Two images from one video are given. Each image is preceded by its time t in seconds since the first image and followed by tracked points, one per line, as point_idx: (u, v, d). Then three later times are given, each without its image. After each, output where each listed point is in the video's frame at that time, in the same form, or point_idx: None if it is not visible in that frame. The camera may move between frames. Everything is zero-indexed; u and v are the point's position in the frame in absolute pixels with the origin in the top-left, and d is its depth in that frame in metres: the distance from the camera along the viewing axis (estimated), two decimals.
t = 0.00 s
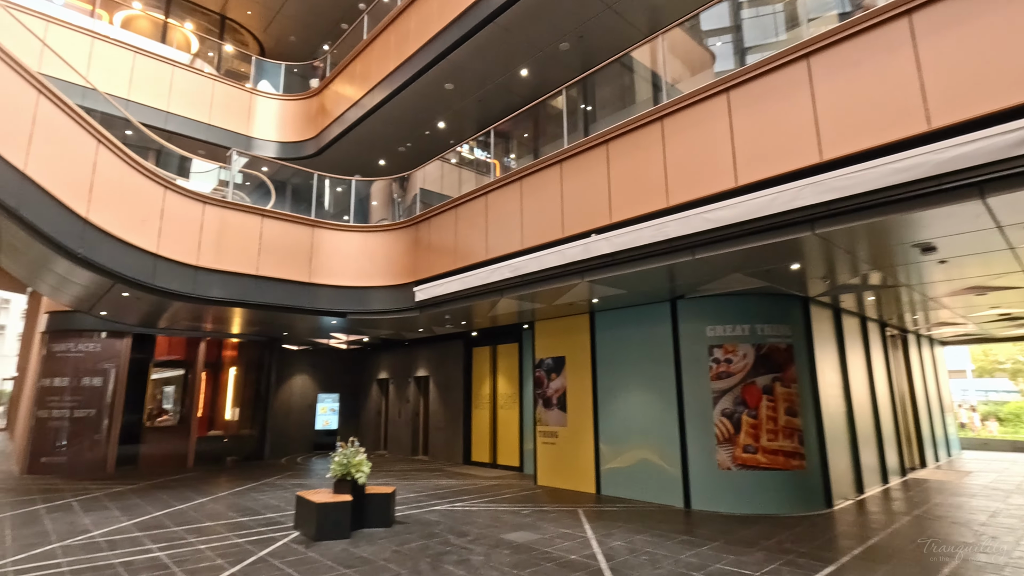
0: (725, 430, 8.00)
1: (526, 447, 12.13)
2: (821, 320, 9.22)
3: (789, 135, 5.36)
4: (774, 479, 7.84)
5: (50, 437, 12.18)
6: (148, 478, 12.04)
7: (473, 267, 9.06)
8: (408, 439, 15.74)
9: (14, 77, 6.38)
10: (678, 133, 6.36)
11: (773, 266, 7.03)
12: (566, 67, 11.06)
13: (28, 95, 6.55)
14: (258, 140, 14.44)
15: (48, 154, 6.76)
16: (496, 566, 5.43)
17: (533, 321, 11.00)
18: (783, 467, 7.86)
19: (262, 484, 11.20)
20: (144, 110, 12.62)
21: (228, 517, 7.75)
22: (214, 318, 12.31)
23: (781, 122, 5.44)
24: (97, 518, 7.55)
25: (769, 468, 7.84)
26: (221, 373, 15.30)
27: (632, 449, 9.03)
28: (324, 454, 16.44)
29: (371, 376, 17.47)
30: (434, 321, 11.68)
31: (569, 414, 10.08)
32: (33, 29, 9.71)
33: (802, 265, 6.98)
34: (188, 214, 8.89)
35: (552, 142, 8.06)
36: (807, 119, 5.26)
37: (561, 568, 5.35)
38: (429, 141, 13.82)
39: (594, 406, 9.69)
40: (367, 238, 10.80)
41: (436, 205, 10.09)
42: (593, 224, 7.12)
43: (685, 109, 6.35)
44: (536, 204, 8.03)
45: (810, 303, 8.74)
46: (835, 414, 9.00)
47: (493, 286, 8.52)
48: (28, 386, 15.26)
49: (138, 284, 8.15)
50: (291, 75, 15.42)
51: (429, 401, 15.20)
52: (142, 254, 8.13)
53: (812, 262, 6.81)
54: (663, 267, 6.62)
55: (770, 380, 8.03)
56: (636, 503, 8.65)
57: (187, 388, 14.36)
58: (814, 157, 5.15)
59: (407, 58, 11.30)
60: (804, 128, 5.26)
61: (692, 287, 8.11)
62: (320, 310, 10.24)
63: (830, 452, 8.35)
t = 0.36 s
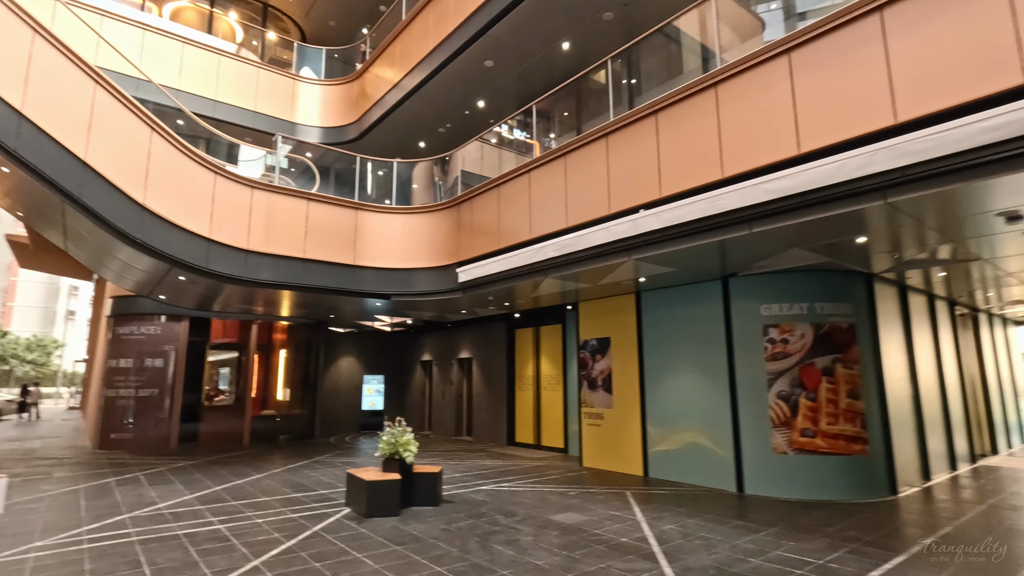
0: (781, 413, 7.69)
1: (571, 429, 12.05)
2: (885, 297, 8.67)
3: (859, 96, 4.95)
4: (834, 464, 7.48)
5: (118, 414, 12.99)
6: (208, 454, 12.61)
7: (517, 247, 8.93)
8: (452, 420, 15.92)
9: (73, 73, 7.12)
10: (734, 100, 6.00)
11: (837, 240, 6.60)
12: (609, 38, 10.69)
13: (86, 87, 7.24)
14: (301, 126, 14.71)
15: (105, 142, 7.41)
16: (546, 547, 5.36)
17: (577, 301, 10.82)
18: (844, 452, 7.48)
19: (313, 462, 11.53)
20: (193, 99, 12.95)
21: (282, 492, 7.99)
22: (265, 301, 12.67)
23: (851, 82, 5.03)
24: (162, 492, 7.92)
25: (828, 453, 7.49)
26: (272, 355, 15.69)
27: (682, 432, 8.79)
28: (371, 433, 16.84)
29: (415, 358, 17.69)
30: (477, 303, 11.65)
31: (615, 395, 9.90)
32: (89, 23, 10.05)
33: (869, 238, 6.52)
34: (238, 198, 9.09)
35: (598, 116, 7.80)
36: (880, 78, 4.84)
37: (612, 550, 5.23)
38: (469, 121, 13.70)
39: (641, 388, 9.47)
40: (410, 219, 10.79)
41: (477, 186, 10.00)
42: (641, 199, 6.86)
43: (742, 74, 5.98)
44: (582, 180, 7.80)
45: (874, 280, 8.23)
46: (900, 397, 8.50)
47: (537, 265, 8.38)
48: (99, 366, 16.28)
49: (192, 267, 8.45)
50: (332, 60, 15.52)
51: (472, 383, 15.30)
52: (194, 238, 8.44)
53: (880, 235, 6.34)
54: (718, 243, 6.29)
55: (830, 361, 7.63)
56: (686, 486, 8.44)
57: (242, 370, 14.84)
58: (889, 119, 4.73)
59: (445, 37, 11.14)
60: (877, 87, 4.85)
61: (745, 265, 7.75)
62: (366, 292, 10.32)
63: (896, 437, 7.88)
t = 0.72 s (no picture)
0: (862, 399, 7.16)
1: (628, 414, 11.77)
2: (981, 273, 7.88)
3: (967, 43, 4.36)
4: (922, 455, 6.90)
5: (191, 395, 13.74)
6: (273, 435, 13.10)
7: (573, 227, 8.65)
8: (506, 403, 15.92)
9: (139, 66, 7.51)
10: (815, 58, 5.47)
11: (931, 210, 5.96)
12: (666, 5, 10.12)
13: (151, 79, 7.61)
14: (354, 112, 14.85)
15: (170, 133, 7.75)
16: (611, 536, 5.17)
17: (635, 282, 10.47)
18: (934, 442, 6.87)
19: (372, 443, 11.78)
20: (251, 90, 13.28)
21: (344, 473, 8.15)
22: (323, 285, 12.94)
23: (957, 28, 4.44)
24: (233, 470, 8.23)
25: (915, 443, 6.91)
26: (330, 340, 16.70)
27: (749, 418, 8.35)
28: (427, 416, 17.09)
29: (468, 341, 17.73)
30: (531, 286, 11.47)
31: (676, 379, 9.53)
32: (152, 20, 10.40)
33: (969, 207, 5.86)
34: (294, 184, 9.21)
35: (658, 86, 7.37)
36: (993, 21, 4.24)
37: (682, 542, 4.97)
38: (518, 100, 13.41)
39: (704, 372, 9.06)
40: (462, 202, 10.65)
41: (529, 166, 9.75)
42: (707, 171, 6.43)
43: (824, 28, 5.44)
44: (642, 154, 7.41)
45: (969, 255, 7.47)
46: (997, 383, 7.74)
47: (594, 245, 8.08)
48: (174, 350, 17.20)
49: (253, 254, 8.66)
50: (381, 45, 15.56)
51: (526, 366, 15.21)
52: (255, 225, 8.64)
53: (983, 203, 5.68)
54: (794, 216, 5.79)
55: (918, 344, 7.00)
56: (754, 475, 8.03)
57: (303, 353, 15.37)
58: (1004, 68, 4.15)
59: (494, 14, 10.87)
60: (989, 32, 4.25)
61: (820, 240, 7.20)
62: (420, 276, 10.30)
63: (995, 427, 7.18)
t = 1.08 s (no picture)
0: (986, 385, 6.35)
1: (706, 399, 11.20)
2: None
3: None
4: None
5: (272, 377, 14.35)
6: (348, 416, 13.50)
7: (649, 202, 8.17)
8: (573, 387, 15.64)
9: (216, 57, 7.72)
10: None
11: None
12: None
13: (227, 69, 7.80)
14: (418, 95, 14.89)
15: (247, 121, 7.94)
16: (704, 528, 4.81)
17: (715, 261, 9.85)
18: None
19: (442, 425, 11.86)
20: (319, 78, 13.52)
21: (420, 455, 8.17)
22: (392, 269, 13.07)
23: None
24: (313, 450, 8.45)
25: None
26: (398, 324, 16.12)
27: (847, 405, 7.67)
28: (494, 399, 17.10)
29: (534, 324, 17.53)
30: (601, 266, 11.07)
31: (762, 363, 8.92)
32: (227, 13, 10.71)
33: None
34: (364, 168, 9.24)
35: (746, 43, 6.74)
36: None
37: (786, 538, 4.54)
38: (585, 74, 12.89)
39: (794, 355, 8.41)
40: (531, 180, 10.35)
41: (600, 139, 9.28)
42: (807, 132, 5.80)
43: None
44: (728, 119, 6.83)
45: None
46: None
47: (674, 220, 7.59)
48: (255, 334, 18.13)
49: (327, 238, 8.79)
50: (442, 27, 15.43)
51: (594, 349, 14.85)
52: (328, 210, 8.74)
53: None
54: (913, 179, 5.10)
55: None
56: (854, 467, 7.37)
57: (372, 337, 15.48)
58: None
59: None
60: None
61: (937, 208, 6.39)
62: (489, 258, 10.13)
63: None
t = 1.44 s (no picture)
0: None
1: (794, 390, 10.39)
2: None
3: None
4: None
5: (346, 363, 14.74)
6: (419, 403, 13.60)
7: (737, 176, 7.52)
8: (645, 375, 15.07)
9: (288, 46, 7.80)
10: None
11: None
12: None
13: (298, 58, 7.87)
14: (482, 79, 14.59)
15: (318, 109, 8.00)
16: (819, 535, 4.29)
17: (808, 240, 9.03)
18: None
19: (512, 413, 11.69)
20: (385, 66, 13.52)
21: (493, 444, 7.99)
22: (460, 255, 12.98)
23: None
24: (388, 436, 8.46)
25: None
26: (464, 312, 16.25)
27: (971, 399, 6.78)
28: (562, 387, 16.80)
29: (602, 311, 17.07)
30: (678, 249, 10.44)
31: (864, 351, 8.10)
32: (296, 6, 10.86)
33: None
34: (433, 152, 9.08)
35: None
36: None
37: (920, 552, 3.95)
38: (656, 46, 12.18)
39: (904, 342, 7.56)
40: (604, 159, 9.82)
41: (680, 112, 8.62)
42: (934, 87, 5.03)
43: None
44: (832, 79, 6.10)
45: None
46: None
47: (767, 196, 6.93)
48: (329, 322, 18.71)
49: (398, 225, 8.73)
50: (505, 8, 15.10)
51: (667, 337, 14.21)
52: (398, 196, 8.66)
53: None
54: None
55: None
56: (980, 469, 6.51)
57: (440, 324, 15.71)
58: None
59: None
60: None
61: None
62: (560, 242, 9.74)
63: None
